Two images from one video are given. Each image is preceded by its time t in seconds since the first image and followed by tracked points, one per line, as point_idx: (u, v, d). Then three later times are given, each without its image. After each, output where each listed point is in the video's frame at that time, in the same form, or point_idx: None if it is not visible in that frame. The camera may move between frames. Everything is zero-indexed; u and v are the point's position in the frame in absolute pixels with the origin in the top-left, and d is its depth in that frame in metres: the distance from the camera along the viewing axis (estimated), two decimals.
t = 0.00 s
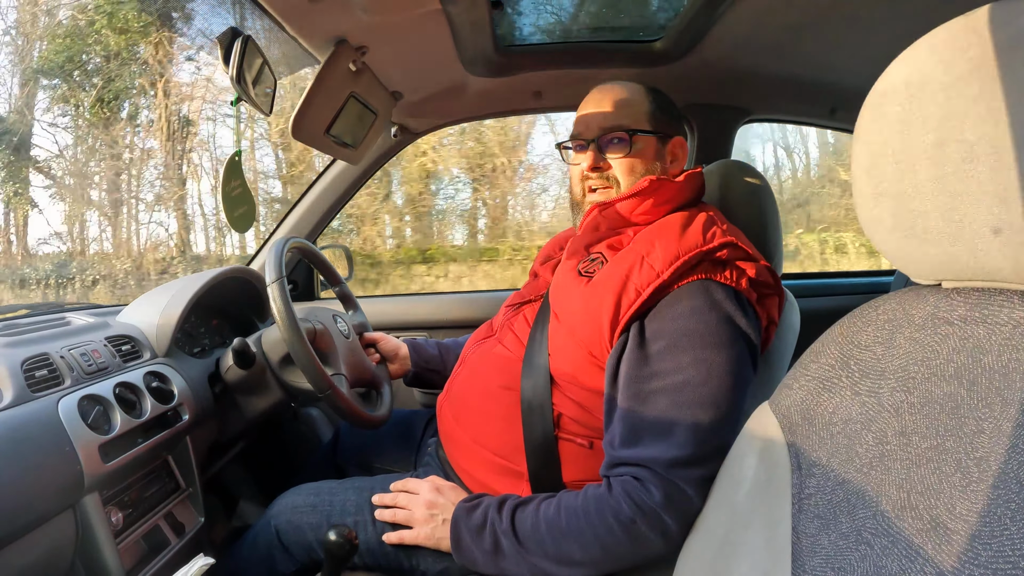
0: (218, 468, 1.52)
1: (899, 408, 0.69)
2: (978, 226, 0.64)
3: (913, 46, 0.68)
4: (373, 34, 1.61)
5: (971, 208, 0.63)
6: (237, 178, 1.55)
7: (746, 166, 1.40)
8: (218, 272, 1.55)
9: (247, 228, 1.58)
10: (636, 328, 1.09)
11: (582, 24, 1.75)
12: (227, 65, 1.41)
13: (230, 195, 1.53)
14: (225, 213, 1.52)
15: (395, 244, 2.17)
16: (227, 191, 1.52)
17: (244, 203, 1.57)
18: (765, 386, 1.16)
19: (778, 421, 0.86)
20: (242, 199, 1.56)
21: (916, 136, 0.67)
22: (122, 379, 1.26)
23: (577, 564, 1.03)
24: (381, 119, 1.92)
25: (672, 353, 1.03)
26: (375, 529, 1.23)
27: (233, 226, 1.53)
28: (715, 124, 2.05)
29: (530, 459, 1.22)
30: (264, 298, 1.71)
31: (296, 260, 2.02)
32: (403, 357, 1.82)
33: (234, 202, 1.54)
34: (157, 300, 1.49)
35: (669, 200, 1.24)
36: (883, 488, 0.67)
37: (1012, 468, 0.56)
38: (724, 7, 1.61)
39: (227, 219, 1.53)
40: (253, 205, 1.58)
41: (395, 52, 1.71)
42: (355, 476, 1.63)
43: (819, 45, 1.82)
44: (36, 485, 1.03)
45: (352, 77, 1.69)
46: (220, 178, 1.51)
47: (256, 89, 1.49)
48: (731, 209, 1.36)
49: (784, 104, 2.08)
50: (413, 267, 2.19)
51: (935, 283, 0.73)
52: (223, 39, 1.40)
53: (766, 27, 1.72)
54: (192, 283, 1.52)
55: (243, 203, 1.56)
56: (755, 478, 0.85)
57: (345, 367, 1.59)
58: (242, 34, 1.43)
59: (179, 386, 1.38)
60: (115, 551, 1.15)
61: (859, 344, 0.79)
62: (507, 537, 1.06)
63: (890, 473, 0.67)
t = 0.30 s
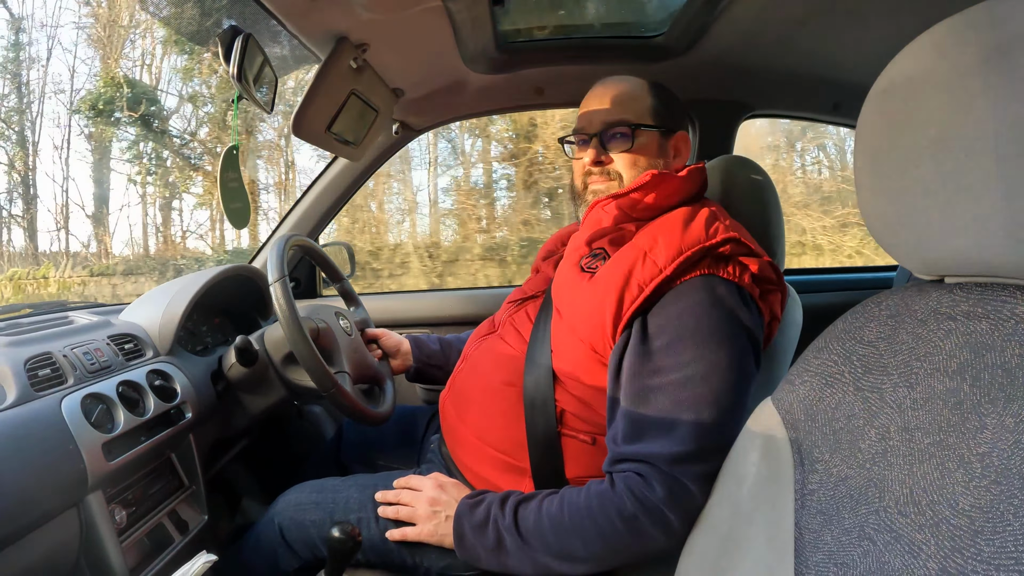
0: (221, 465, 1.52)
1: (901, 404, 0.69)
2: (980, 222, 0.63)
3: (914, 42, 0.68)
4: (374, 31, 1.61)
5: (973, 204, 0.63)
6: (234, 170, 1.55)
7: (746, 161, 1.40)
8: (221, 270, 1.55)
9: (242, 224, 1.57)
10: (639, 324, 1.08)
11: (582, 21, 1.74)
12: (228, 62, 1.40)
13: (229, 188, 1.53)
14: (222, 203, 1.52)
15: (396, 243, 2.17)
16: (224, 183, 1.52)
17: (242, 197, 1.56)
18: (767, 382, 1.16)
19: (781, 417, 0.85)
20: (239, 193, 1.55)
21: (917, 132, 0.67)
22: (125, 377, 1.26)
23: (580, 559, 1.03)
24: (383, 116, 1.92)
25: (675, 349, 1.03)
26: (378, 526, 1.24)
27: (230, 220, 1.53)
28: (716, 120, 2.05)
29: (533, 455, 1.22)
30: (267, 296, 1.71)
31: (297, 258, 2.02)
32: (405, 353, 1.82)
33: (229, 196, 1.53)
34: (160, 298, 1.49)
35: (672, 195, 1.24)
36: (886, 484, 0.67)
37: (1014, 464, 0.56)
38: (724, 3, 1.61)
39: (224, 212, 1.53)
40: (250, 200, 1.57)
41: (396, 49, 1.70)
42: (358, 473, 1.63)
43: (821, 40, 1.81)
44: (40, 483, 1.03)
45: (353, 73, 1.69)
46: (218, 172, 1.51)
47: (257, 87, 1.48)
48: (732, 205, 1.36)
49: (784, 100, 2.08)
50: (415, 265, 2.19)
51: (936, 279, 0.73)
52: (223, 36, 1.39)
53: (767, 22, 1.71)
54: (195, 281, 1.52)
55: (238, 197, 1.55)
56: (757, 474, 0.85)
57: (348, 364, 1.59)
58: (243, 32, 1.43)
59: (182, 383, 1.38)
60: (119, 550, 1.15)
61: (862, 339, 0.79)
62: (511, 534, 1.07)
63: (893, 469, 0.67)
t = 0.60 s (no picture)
0: (222, 466, 1.52)
1: (903, 404, 0.69)
2: (982, 221, 0.63)
3: (914, 41, 0.68)
4: (374, 31, 1.61)
5: (975, 202, 0.63)
6: (236, 173, 1.55)
7: (746, 160, 1.40)
8: (222, 270, 1.56)
9: (247, 226, 1.57)
10: (640, 324, 1.08)
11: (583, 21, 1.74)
12: (229, 63, 1.40)
13: (230, 191, 1.54)
14: (224, 207, 1.52)
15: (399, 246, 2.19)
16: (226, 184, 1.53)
17: (246, 200, 1.57)
18: (769, 382, 1.16)
19: (782, 416, 0.85)
20: (242, 196, 1.56)
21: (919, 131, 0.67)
22: (126, 377, 1.27)
23: (582, 559, 1.03)
24: (384, 116, 1.92)
25: (675, 349, 1.03)
26: (380, 526, 1.24)
27: (233, 225, 1.53)
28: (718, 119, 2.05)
29: (534, 455, 1.22)
30: (268, 296, 1.72)
31: (298, 258, 2.02)
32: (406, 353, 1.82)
33: (233, 200, 1.54)
34: (161, 298, 1.50)
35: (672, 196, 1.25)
36: (887, 484, 0.67)
37: (1016, 464, 0.56)
38: (725, 3, 1.61)
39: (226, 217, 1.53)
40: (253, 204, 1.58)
41: (396, 49, 1.70)
42: (359, 473, 1.63)
43: (822, 40, 1.81)
44: (42, 482, 1.03)
45: (354, 73, 1.69)
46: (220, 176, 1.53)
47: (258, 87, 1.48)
48: (733, 204, 1.36)
49: (785, 100, 2.08)
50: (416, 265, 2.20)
51: (938, 278, 0.73)
52: (224, 36, 1.39)
53: (769, 21, 1.71)
54: (196, 281, 1.52)
55: (242, 201, 1.56)
56: (759, 474, 0.85)
57: (350, 365, 1.59)
58: (243, 32, 1.42)
59: (184, 383, 1.38)
60: (121, 549, 1.15)
61: (864, 339, 0.78)
62: (512, 534, 1.07)
63: (895, 468, 0.67)
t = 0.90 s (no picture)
0: (222, 469, 1.52)
1: (903, 409, 0.69)
2: (981, 225, 0.63)
3: (916, 47, 0.69)
4: (377, 36, 1.61)
5: (975, 207, 0.63)
6: (241, 179, 1.55)
7: (747, 166, 1.40)
8: (223, 274, 1.56)
9: (248, 229, 1.59)
10: (641, 328, 1.09)
11: (584, 27, 1.75)
12: (231, 66, 1.43)
13: (236, 195, 1.54)
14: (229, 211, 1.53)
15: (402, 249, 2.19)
16: (232, 191, 1.53)
17: (249, 203, 1.57)
18: (771, 388, 1.15)
19: (783, 421, 0.85)
20: (246, 200, 1.56)
21: (919, 136, 0.67)
22: (126, 380, 1.27)
23: (582, 564, 1.03)
24: (386, 120, 1.92)
25: (675, 352, 1.03)
26: (379, 530, 1.23)
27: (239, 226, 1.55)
28: (719, 125, 2.05)
29: (534, 459, 1.22)
30: (269, 300, 1.72)
31: (298, 261, 2.02)
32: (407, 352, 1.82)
33: (237, 203, 1.54)
34: (162, 302, 1.50)
35: (671, 201, 1.26)
36: (887, 489, 0.67)
37: (1015, 469, 0.56)
38: (724, 10, 1.62)
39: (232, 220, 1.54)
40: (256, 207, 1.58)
41: (399, 54, 1.71)
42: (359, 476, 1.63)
43: (823, 46, 1.82)
44: (42, 483, 1.03)
45: (355, 77, 1.69)
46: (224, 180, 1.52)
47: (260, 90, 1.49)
48: (735, 208, 1.36)
49: (786, 106, 2.09)
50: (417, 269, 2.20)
51: (939, 283, 0.73)
52: (227, 40, 1.40)
53: (771, 27, 1.72)
54: (197, 284, 1.53)
55: (246, 204, 1.55)
56: (758, 479, 0.85)
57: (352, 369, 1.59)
58: (247, 35, 1.44)
59: (184, 386, 1.38)
60: (121, 551, 1.15)
61: (865, 344, 0.78)
62: (511, 538, 1.06)
63: (895, 474, 0.67)
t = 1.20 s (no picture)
0: (222, 473, 1.52)
1: (903, 410, 0.69)
2: (978, 226, 0.63)
3: (913, 47, 0.69)
4: (375, 40, 1.62)
5: (973, 207, 0.63)
6: (241, 183, 1.56)
7: (746, 169, 1.41)
8: (222, 278, 1.56)
9: (252, 233, 1.59)
10: (638, 329, 1.10)
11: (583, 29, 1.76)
12: (230, 70, 1.43)
13: (236, 199, 1.54)
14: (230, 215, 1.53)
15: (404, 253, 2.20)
16: (232, 195, 1.53)
17: (249, 206, 1.58)
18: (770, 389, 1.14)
19: (783, 423, 0.85)
20: (246, 204, 1.57)
21: (913, 136, 0.67)
22: (126, 384, 1.26)
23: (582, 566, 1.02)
24: (385, 123, 1.93)
25: (672, 353, 1.03)
26: (379, 533, 1.23)
27: (240, 228, 1.55)
28: (717, 127, 2.06)
29: (533, 461, 1.22)
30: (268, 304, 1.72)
31: (298, 265, 2.02)
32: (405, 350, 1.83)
33: (237, 207, 1.55)
34: (161, 306, 1.50)
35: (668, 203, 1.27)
36: (887, 491, 0.67)
37: (1016, 470, 0.56)
38: (721, 12, 1.63)
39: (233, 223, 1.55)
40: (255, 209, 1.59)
41: (397, 57, 1.71)
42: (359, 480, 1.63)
43: (820, 48, 1.83)
44: (40, 487, 1.03)
45: (354, 81, 1.70)
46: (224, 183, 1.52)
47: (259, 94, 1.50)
48: (734, 211, 1.36)
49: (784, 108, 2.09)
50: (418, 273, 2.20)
51: (939, 284, 0.73)
52: (226, 44, 1.41)
53: (768, 30, 1.72)
54: (195, 288, 1.53)
55: (245, 207, 1.56)
56: (758, 481, 0.85)
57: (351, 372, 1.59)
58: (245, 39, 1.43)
59: (183, 390, 1.38)
60: (119, 555, 1.14)
61: (865, 346, 0.78)
62: (511, 540, 1.06)
63: (895, 476, 0.67)
